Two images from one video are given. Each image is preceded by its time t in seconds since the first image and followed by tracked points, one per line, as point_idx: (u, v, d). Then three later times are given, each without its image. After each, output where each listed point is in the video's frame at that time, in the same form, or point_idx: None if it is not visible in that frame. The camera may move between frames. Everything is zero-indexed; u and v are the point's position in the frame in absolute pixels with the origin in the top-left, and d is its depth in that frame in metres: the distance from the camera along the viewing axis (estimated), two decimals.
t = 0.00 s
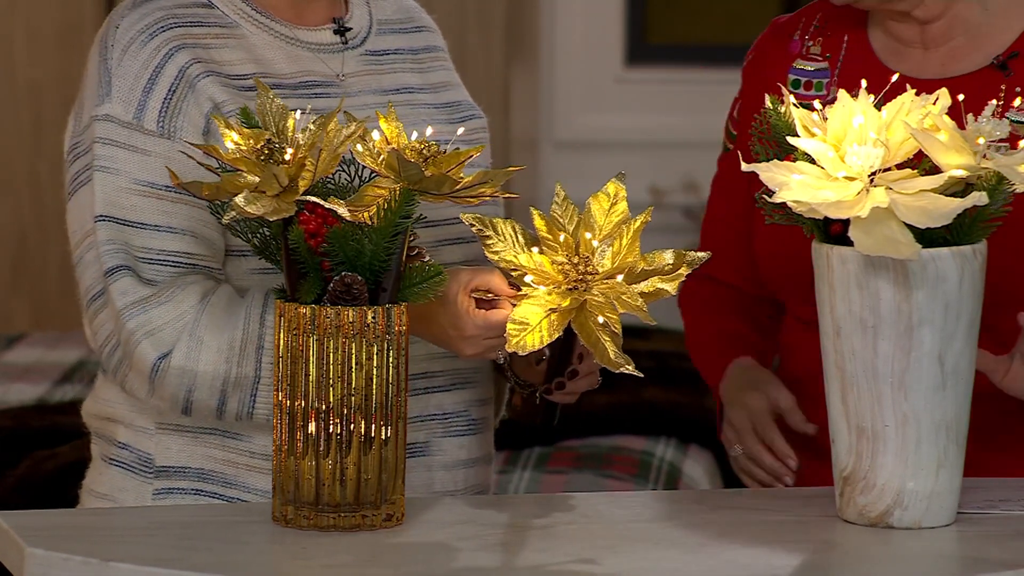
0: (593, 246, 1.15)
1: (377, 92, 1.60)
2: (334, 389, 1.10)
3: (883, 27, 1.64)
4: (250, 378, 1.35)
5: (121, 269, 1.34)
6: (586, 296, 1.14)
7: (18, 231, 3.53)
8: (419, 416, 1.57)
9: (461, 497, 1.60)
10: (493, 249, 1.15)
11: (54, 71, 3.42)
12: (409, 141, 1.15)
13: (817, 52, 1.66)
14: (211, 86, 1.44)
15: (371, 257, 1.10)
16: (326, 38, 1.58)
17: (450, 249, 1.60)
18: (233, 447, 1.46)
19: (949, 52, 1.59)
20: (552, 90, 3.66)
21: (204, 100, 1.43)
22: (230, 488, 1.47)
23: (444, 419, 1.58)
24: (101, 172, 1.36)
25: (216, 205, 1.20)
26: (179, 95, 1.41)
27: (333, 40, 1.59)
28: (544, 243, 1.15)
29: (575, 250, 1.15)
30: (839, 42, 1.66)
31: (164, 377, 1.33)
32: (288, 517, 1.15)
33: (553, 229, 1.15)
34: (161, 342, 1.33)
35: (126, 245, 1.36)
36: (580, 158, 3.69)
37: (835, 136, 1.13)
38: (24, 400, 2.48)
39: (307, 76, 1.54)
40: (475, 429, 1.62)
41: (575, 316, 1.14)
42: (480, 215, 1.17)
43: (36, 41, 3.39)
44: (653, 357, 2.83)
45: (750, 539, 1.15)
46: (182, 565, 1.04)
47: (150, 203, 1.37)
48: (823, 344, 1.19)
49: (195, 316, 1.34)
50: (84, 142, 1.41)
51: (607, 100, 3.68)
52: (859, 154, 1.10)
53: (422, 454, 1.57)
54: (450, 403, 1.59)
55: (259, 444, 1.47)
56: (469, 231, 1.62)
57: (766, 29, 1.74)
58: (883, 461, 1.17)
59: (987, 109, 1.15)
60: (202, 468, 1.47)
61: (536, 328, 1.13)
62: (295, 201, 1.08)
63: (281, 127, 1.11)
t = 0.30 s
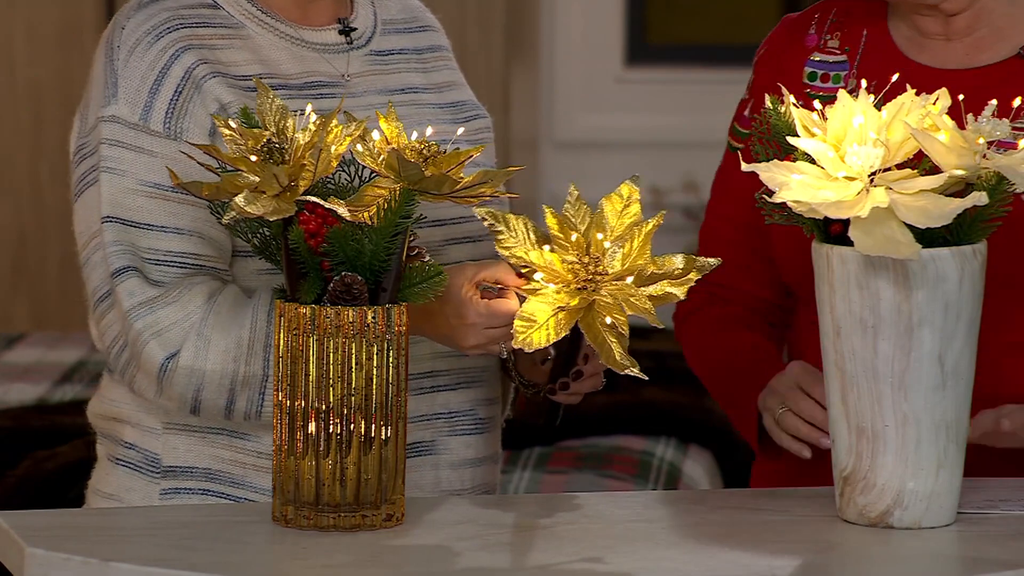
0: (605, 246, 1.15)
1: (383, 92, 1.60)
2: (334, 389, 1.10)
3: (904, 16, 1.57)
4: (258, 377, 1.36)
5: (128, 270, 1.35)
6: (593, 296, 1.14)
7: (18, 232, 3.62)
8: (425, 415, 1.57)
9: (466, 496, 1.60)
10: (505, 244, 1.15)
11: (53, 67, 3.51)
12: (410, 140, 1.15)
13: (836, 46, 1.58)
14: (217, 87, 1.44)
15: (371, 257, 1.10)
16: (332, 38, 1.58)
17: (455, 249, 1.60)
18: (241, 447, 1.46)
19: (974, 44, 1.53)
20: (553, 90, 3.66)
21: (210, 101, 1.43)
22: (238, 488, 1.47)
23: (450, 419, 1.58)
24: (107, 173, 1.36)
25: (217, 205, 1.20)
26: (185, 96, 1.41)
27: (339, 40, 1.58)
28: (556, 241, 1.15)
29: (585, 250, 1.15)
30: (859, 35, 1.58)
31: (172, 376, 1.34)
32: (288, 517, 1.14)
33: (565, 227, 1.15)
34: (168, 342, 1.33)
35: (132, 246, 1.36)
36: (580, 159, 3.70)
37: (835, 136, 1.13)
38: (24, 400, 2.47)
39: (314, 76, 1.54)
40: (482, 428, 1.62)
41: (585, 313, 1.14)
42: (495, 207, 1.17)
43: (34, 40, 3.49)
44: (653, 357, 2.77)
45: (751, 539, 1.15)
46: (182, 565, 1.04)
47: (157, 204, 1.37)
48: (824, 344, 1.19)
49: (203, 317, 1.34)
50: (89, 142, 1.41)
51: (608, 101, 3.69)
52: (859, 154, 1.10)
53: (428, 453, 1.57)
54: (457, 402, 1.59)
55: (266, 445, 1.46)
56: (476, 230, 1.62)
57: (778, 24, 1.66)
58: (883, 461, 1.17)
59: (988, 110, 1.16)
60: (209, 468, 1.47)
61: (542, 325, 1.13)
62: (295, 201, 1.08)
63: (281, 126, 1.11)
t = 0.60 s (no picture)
0: (621, 250, 1.15)
1: (384, 92, 1.60)
2: (334, 389, 1.10)
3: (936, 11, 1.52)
4: (248, 401, 1.37)
5: (126, 271, 1.35)
6: (599, 299, 1.13)
7: (17, 233, 3.63)
8: (426, 416, 1.57)
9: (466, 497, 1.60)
10: (520, 234, 1.15)
11: (54, 68, 3.52)
12: (410, 141, 1.15)
13: (866, 41, 1.53)
14: (217, 88, 1.44)
15: (371, 257, 1.10)
16: (332, 38, 1.58)
17: (456, 248, 1.60)
18: (240, 448, 1.47)
19: (1009, 43, 1.49)
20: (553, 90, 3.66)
21: (209, 101, 1.43)
22: (237, 488, 1.47)
23: (450, 420, 1.58)
24: (104, 173, 1.36)
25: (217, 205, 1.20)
26: (185, 98, 1.41)
27: (339, 39, 1.58)
28: (574, 239, 1.15)
29: (601, 251, 1.15)
30: (890, 31, 1.53)
31: (164, 384, 1.34)
32: (287, 517, 1.14)
33: (584, 227, 1.15)
34: (164, 347, 1.34)
35: (129, 247, 1.36)
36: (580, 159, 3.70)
37: (835, 136, 1.13)
38: (23, 400, 2.47)
39: (312, 76, 1.53)
40: (481, 428, 1.62)
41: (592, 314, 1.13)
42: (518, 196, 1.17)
43: (35, 41, 3.49)
44: (653, 357, 2.71)
45: (751, 539, 1.15)
46: (181, 565, 1.04)
47: (152, 206, 1.36)
48: (824, 344, 1.19)
49: (200, 330, 1.35)
50: (88, 143, 1.41)
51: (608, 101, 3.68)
52: (859, 154, 1.10)
53: (428, 454, 1.57)
54: (459, 403, 1.59)
55: (264, 446, 1.47)
56: (474, 230, 1.62)
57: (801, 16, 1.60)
58: (883, 461, 1.17)
59: (988, 111, 1.16)
60: (208, 468, 1.47)
61: (547, 316, 1.13)
62: (295, 201, 1.08)
63: (280, 126, 1.11)
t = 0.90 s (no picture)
0: (621, 246, 1.15)
1: (384, 91, 1.60)
2: (334, 389, 1.10)
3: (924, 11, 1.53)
4: (258, 401, 1.38)
5: (136, 271, 1.35)
6: (594, 293, 1.13)
7: (18, 233, 3.65)
8: (424, 415, 1.57)
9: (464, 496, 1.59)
10: (521, 220, 1.15)
11: (54, 68, 3.52)
12: (410, 141, 1.15)
13: (854, 41, 1.53)
14: (218, 87, 1.44)
15: (371, 257, 1.10)
16: (332, 38, 1.57)
17: (454, 249, 1.60)
18: (236, 446, 1.47)
19: (999, 45, 1.50)
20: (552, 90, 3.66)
21: (211, 100, 1.43)
22: (233, 487, 1.47)
23: (447, 419, 1.58)
24: (110, 174, 1.36)
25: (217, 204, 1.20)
26: (187, 97, 1.41)
27: (339, 40, 1.58)
28: (574, 231, 1.15)
29: (598, 245, 1.15)
30: (877, 30, 1.53)
31: (175, 383, 1.35)
32: (287, 517, 1.14)
33: (585, 220, 1.15)
34: (178, 347, 1.34)
35: (138, 247, 1.36)
36: (580, 159, 3.70)
37: (835, 136, 1.13)
38: (24, 400, 2.47)
39: (311, 76, 1.53)
40: (481, 427, 1.62)
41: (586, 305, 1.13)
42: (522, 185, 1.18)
43: (35, 41, 3.49)
44: (653, 357, 2.73)
45: (750, 539, 1.15)
46: (182, 565, 1.04)
47: (159, 206, 1.36)
48: (824, 344, 1.19)
49: (211, 329, 1.35)
50: (91, 143, 1.41)
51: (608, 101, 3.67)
52: (860, 154, 1.10)
53: (424, 453, 1.56)
54: (454, 402, 1.59)
55: (261, 445, 1.47)
56: (475, 229, 1.62)
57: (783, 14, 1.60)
58: (883, 461, 1.17)
59: (988, 112, 1.16)
60: (204, 466, 1.47)
61: (540, 306, 1.13)
62: (295, 201, 1.08)
63: (281, 126, 1.11)
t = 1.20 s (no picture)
0: (613, 246, 1.15)
1: (384, 92, 1.60)
2: (334, 389, 1.10)
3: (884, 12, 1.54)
4: (260, 400, 1.37)
5: (139, 270, 1.34)
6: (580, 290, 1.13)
7: (18, 233, 3.65)
8: (424, 415, 1.57)
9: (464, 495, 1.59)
10: (520, 210, 1.15)
11: (56, 69, 3.52)
12: (409, 141, 1.15)
13: (814, 43, 1.54)
14: (219, 86, 1.44)
15: (371, 257, 1.10)
16: (332, 38, 1.58)
17: (452, 248, 1.60)
18: (236, 445, 1.47)
19: (966, 45, 1.53)
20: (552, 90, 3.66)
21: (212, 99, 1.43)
22: (233, 486, 1.47)
23: (447, 419, 1.58)
24: (113, 172, 1.36)
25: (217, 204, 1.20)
26: (188, 96, 1.41)
27: (338, 40, 1.58)
28: (569, 226, 1.15)
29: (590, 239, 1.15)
30: (836, 32, 1.54)
31: (177, 382, 1.34)
32: (287, 517, 1.14)
33: (581, 215, 1.15)
34: (180, 346, 1.34)
35: (141, 246, 1.36)
36: (580, 159, 3.70)
37: (835, 136, 1.13)
38: (24, 400, 2.47)
39: (311, 76, 1.54)
40: (481, 427, 1.62)
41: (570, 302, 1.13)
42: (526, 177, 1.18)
43: (35, 42, 3.50)
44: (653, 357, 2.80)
45: (750, 539, 1.15)
46: (182, 565, 1.04)
47: (162, 204, 1.37)
48: (824, 344, 1.19)
49: (214, 328, 1.35)
50: (91, 142, 1.41)
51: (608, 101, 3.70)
52: (860, 154, 1.10)
53: (424, 453, 1.56)
54: (454, 403, 1.59)
55: (261, 443, 1.47)
56: (474, 229, 1.62)
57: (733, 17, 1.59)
58: (883, 461, 1.17)
59: (988, 111, 1.16)
60: (204, 465, 1.47)
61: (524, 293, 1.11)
62: (295, 201, 1.08)
63: (281, 127, 1.11)
